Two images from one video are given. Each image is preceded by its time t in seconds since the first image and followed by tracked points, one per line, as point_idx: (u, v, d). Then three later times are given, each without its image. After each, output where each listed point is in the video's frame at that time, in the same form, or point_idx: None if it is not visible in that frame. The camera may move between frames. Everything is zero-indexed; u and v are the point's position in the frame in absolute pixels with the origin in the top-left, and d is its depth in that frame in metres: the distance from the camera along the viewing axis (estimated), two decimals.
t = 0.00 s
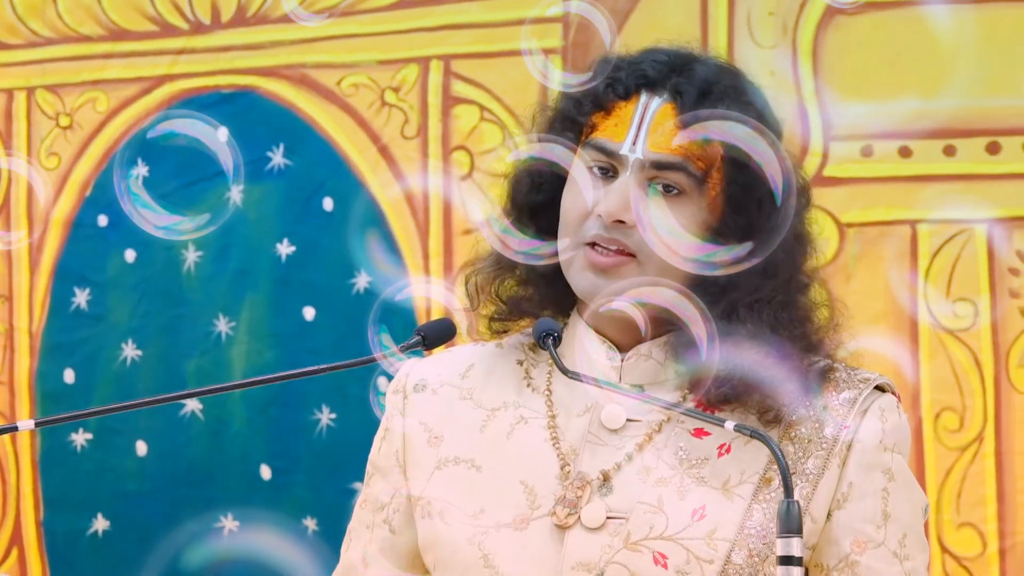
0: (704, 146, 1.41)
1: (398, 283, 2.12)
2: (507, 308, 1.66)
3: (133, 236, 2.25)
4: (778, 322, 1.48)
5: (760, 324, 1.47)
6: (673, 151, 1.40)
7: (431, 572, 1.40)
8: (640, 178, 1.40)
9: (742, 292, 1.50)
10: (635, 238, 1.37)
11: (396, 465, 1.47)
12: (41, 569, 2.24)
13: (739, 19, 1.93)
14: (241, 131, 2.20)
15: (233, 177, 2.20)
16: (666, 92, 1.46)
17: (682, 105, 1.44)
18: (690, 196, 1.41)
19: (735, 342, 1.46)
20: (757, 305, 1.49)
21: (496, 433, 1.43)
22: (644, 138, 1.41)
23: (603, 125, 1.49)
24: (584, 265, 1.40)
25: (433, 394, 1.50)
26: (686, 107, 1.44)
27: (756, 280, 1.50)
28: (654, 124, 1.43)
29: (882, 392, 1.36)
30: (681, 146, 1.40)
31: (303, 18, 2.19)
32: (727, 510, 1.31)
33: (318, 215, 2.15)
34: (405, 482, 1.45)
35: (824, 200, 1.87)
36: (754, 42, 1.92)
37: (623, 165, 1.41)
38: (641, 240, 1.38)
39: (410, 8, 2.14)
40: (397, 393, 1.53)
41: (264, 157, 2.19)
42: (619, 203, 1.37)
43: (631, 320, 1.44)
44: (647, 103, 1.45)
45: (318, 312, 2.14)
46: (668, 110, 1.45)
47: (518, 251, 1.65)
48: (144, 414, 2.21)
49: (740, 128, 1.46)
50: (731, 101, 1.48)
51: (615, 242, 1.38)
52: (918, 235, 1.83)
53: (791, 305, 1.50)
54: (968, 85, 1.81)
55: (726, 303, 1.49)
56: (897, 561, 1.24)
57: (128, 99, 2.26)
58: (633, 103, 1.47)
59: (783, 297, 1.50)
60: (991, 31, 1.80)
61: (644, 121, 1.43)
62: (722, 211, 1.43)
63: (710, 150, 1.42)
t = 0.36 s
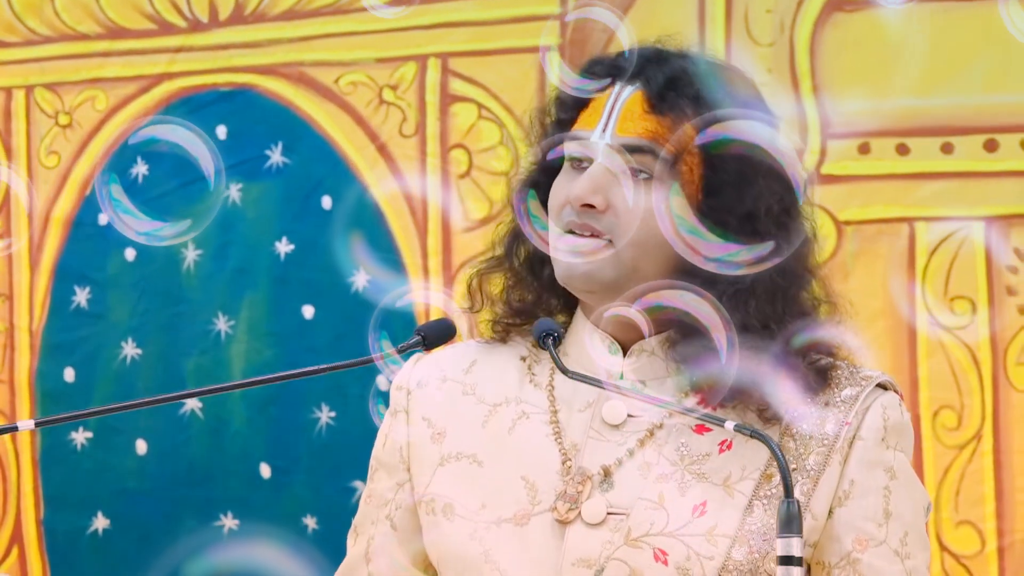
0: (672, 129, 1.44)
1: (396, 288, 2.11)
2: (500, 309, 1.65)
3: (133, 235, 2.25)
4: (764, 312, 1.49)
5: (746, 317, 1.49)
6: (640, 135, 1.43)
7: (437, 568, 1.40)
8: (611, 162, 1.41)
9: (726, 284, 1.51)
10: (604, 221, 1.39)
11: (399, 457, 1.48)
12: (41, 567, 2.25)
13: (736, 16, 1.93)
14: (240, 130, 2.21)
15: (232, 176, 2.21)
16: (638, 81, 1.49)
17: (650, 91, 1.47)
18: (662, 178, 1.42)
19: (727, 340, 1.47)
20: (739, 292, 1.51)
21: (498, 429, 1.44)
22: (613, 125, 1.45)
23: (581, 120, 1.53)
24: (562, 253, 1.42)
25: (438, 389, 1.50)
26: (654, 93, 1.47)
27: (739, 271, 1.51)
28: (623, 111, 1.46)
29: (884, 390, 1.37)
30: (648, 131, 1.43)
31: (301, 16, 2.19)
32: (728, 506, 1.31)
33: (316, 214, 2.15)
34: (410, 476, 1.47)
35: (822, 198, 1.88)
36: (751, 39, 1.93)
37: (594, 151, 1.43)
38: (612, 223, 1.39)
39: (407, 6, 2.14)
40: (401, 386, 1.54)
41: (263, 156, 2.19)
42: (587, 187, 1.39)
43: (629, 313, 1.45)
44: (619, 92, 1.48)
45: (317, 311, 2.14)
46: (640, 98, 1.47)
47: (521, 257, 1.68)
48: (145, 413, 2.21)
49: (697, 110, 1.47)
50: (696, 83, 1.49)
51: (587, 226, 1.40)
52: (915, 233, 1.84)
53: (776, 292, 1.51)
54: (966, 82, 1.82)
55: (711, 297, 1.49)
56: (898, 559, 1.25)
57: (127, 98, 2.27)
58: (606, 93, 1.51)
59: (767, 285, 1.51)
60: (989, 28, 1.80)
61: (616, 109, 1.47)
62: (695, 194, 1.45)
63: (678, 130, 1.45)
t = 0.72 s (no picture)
0: (664, 124, 1.47)
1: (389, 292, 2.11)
2: (499, 308, 1.65)
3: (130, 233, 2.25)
4: (757, 305, 1.51)
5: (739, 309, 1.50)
6: (632, 130, 1.46)
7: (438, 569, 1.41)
8: (602, 157, 1.43)
9: (721, 278, 1.52)
10: (595, 216, 1.40)
11: (399, 453, 1.50)
12: (41, 565, 2.25)
13: (734, 14, 1.93)
14: (238, 127, 2.21)
15: (230, 174, 2.20)
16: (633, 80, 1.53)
17: (641, 87, 1.51)
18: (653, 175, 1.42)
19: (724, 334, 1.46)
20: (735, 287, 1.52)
21: (497, 428, 1.44)
22: (605, 122, 1.48)
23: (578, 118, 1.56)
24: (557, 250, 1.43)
25: (437, 389, 1.51)
26: (647, 88, 1.50)
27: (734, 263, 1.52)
28: (615, 110, 1.49)
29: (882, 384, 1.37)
30: (639, 125, 1.46)
31: (298, 14, 2.19)
32: (725, 502, 1.31)
33: (314, 211, 2.16)
34: (411, 477, 1.48)
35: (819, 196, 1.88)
36: (748, 37, 1.93)
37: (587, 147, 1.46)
38: (602, 218, 1.40)
39: (405, 4, 2.14)
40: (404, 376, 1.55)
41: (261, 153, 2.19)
42: (579, 181, 1.41)
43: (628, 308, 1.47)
44: (612, 90, 1.53)
45: (316, 308, 2.15)
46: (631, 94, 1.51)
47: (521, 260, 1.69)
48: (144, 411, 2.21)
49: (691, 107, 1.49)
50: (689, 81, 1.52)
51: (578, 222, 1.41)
52: (913, 231, 1.84)
53: (770, 288, 1.53)
54: (963, 79, 1.82)
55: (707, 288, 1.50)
56: (898, 555, 1.25)
57: (125, 96, 2.27)
58: (601, 92, 1.55)
59: (761, 280, 1.53)
60: (986, 26, 1.80)
61: (606, 108, 1.50)
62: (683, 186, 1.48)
63: (667, 124, 1.48)
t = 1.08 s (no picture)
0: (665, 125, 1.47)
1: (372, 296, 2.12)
2: (496, 309, 1.65)
3: (127, 231, 2.25)
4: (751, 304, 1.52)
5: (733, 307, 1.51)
6: (633, 126, 1.45)
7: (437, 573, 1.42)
8: (605, 152, 1.44)
9: (716, 277, 1.53)
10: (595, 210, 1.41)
11: (399, 458, 1.49)
12: (41, 563, 2.25)
13: (731, 11, 1.93)
14: (234, 125, 2.20)
15: (227, 171, 2.20)
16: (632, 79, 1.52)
17: (645, 86, 1.50)
18: (653, 172, 1.43)
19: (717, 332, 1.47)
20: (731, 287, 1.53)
21: (493, 432, 1.44)
22: (607, 116, 1.47)
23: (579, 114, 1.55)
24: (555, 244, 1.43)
25: (435, 394, 1.51)
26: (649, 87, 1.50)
27: (728, 262, 1.53)
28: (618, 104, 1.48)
29: (877, 379, 1.38)
30: (642, 121, 1.45)
31: (295, 11, 2.19)
32: (721, 503, 1.31)
33: (311, 209, 2.15)
34: (412, 482, 1.48)
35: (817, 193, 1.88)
36: (746, 34, 1.92)
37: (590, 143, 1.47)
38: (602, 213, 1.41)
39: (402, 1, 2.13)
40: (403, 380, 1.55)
41: (257, 151, 2.19)
42: (580, 176, 1.43)
43: (626, 309, 1.49)
44: (617, 85, 1.52)
45: (314, 306, 2.14)
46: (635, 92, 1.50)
47: (518, 259, 1.70)
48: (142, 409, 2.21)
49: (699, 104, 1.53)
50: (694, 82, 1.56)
51: (577, 216, 1.42)
52: (910, 228, 1.84)
53: (764, 287, 1.53)
54: (961, 76, 1.81)
55: (701, 287, 1.51)
56: (903, 544, 1.25)
57: (122, 93, 2.26)
58: (602, 90, 1.54)
59: (756, 279, 1.53)
60: (984, 23, 1.80)
61: (610, 103, 1.49)
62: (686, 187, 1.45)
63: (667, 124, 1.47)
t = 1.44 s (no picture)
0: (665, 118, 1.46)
1: (354, 299, 2.13)
2: (488, 311, 1.66)
3: (125, 231, 2.25)
4: (749, 297, 1.52)
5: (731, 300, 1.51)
6: (631, 122, 1.45)
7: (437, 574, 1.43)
8: (603, 146, 1.46)
9: (715, 269, 1.52)
10: (592, 204, 1.42)
11: (393, 465, 1.49)
12: (41, 562, 2.25)
13: (729, 8, 1.93)
14: (232, 123, 2.20)
15: (224, 169, 2.19)
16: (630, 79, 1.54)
17: (644, 84, 1.52)
18: (653, 167, 1.45)
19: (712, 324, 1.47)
20: (728, 280, 1.53)
21: (488, 434, 1.44)
22: (604, 112, 1.47)
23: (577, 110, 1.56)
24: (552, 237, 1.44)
25: (427, 399, 1.51)
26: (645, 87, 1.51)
27: (726, 256, 1.54)
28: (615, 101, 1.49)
29: (870, 369, 1.38)
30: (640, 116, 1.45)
31: (291, 9, 2.18)
32: (719, 501, 1.31)
33: (308, 207, 2.15)
34: (408, 487, 1.48)
35: (814, 190, 1.88)
36: (743, 31, 1.92)
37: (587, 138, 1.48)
38: (600, 206, 1.42)
39: None
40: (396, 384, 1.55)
41: (254, 149, 2.18)
42: (579, 170, 1.44)
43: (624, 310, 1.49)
44: (615, 83, 1.54)
45: (312, 304, 2.14)
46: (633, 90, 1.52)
47: (510, 262, 1.70)
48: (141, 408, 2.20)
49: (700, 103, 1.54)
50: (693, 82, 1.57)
51: (575, 209, 1.43)
52: (909, 225, 1.84)
53: (762, 282, 1.53)
54: (959, 73, 1.81)
55: (699, 279, 1.51)
56: (907, 531, 1.25)
57: (119, 91, 2.26)
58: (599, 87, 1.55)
59: (754, 273, 1.53)
60: (980, 20, 1.80)
61: (608, 99, 1.50)
62: (685, 182, 1.47)
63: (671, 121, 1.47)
